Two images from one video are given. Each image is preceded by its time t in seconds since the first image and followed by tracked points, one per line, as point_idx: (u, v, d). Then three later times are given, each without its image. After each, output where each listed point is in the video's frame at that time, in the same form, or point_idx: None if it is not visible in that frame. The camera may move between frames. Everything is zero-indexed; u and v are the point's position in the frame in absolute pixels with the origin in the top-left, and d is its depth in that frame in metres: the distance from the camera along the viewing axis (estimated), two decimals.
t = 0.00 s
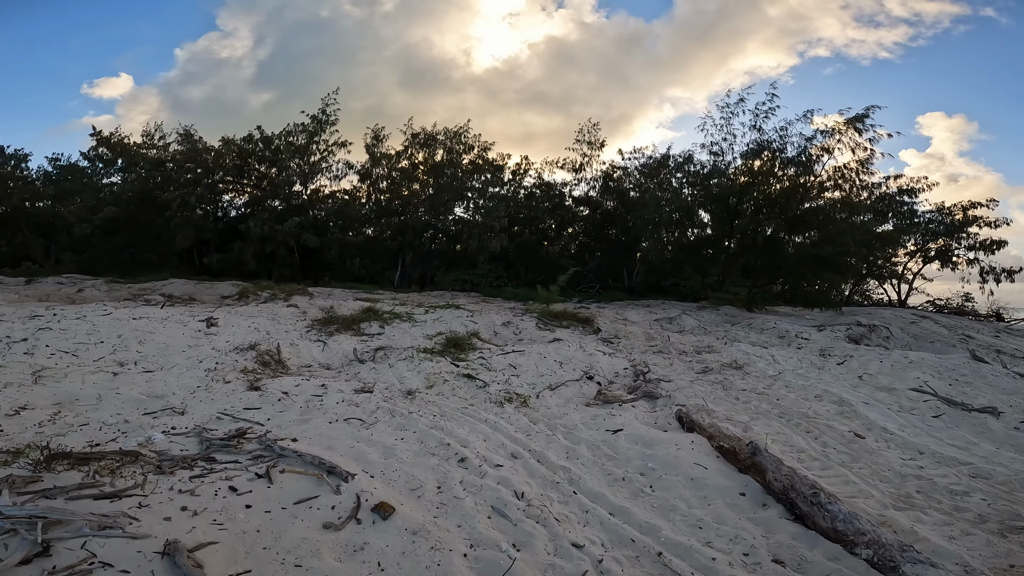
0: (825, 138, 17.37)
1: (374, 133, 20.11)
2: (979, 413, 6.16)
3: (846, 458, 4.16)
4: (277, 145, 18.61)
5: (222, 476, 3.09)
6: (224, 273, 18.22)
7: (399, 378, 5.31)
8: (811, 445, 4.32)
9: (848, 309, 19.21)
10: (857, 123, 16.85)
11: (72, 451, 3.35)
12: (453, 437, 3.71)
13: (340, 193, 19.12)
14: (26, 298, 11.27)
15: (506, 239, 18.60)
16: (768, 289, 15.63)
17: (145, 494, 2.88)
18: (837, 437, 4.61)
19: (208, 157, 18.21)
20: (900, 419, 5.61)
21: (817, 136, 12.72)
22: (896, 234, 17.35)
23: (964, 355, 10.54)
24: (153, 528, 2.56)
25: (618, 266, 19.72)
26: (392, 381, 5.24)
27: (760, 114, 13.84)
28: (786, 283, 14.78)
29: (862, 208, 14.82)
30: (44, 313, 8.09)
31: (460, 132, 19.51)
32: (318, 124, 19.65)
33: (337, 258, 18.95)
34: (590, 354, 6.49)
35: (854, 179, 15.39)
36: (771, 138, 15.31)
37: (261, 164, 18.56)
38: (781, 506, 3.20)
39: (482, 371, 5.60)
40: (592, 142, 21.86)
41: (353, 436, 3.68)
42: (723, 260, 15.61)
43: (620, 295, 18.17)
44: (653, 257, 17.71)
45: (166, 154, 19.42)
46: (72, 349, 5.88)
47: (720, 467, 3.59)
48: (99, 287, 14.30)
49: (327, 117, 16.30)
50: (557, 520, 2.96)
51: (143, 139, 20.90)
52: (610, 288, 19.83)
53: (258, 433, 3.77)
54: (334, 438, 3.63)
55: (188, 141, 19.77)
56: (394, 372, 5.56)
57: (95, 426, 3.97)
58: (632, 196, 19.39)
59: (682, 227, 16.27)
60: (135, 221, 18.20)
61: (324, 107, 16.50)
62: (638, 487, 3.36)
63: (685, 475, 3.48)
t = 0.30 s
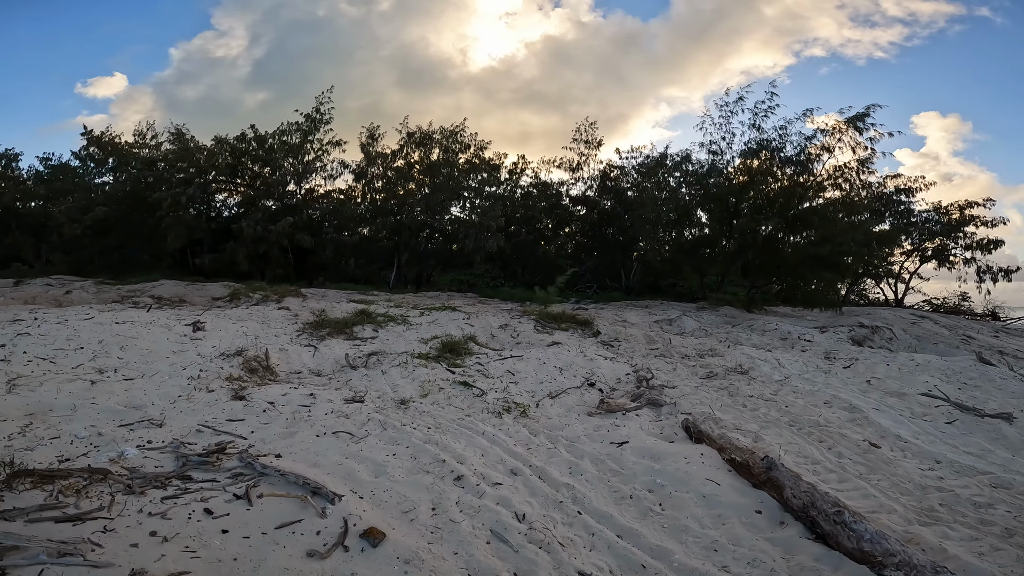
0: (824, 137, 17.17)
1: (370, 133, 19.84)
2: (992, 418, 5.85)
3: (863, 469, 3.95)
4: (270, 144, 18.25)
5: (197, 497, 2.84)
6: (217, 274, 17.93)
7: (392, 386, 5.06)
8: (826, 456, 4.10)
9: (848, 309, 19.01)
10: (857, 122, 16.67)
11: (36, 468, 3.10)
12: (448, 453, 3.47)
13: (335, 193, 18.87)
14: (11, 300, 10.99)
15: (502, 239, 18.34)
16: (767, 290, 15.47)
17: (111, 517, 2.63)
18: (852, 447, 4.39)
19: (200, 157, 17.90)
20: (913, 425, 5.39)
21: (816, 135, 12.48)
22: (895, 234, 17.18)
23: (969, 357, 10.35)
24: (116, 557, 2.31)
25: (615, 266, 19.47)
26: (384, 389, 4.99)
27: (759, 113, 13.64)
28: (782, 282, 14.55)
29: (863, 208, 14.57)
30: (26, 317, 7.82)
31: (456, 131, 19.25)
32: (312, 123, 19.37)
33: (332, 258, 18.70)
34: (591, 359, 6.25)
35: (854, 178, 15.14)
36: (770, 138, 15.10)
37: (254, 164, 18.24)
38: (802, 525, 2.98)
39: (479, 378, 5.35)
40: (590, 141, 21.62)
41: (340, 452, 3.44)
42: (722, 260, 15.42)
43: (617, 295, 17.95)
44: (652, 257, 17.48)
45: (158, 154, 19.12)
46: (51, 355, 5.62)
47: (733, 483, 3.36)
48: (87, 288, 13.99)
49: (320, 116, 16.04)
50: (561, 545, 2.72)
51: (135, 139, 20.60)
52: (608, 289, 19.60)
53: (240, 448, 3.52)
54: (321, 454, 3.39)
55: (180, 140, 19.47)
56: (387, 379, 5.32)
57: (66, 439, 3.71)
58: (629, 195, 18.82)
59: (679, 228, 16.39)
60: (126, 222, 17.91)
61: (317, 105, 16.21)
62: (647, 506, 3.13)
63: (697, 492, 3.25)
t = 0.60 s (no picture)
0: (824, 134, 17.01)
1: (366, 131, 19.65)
2: (1001, 419, 5.64)
3: (875, 474, 3.79)
4: (265, 143, 18.04)
5: (173, 507, 2.67)
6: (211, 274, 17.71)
7: (386, 388, 4.89)
8: (837, 460, 3.93)
9: (848, 307, 18.88)
10: (856, 119, 16.54)
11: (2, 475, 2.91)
12: (441, 461, 3.30)
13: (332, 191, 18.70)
14: None
15: (500, 237, 18.16)
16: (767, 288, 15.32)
17: (77, 528, 2.46)
18: (862, 450, 4.22)
19: (194, 155, 17.67)
20: (923, 426, 5.23)
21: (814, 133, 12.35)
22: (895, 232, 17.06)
23: (973, 355, 10.20)
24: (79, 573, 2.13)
25: (613, 264, 19.28)
26: (377, 391, 4.82)
27: (759, 110, 13.48)
28: (781, 279, 14.37)
29: (862, 205, 14.47)
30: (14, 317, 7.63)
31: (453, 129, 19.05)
32: (308, 121, 19.16)
33: (328, 257, 18.51)
34: (591, 359, 6.08)
35: (854, 175, 14.98)
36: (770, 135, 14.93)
37: (249, 163, 18.01)
38: (816, 534, 2.81)
39: (475, 379, 5.18)
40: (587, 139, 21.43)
41: (326, 459, 3.26)
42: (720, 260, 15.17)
43: (615, 293, 17.78)
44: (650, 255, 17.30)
45: (152, 153, 18.90)
46: (34, 357, 5.43)
47: (742, 490, 3.19)
48: (79, 288, 13.79)
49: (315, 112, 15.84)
50: (561, 559, 2.55)
51: (129, 138, 20.38)
52: (606, 287, 19.43)
53: (221, 454, 3.35)
54: (306, 460, 3.22)
55: (174, 139, 19.24)
56: (381, 381, 5.14)
57: (40, 444, 3.53)
58: (626, 193, 18.74)
59: (677, 225, 16.25)
60: (119, 221, 17.68)
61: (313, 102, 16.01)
62: (651, 515, 2.96)
63: (704, 501, 3.08)
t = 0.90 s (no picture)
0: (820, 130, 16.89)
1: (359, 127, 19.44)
2: (1005, 417, 5.47)
3: (878, 477, 3.63)
4: (257, 139, 17.83)
5: (132, 516, 2.50)
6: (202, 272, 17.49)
7: (371, 389, 4.72)
8: (838, 462, 3.78)
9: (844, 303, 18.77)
10: (853, 114, 16.41)
11: None
12: (422, 467, 3.13)
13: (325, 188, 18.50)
14: None
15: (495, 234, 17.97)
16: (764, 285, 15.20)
17: (27, 537, 2.29)
18: (865, 452, 4.07)
19: (184, 152, 17.43)
20: (925, 425, 5.08)
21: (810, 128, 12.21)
22: (891, 227, 16.97)
23: (973, 351, 10.06)
24: None
25: (609, 261, 19.11)
26: (361, 392, 4.64)
27: (755, 105, 13.34)
28: (776, 274, 14.21)
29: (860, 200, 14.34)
30: None
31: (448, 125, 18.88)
32: (300, 117, 18.95)
33: (321, 254, 18.30)
34: (584, 357, 5.91)
35: (851, 170, 14.85)
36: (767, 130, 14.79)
37: (241, 160, 17.76)
38: (818, 544, 2.66)
39: (464, 379, 5.00)
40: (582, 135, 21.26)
41: (300, 465, 3.10)
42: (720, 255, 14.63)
43: (611, 290, 17.61)
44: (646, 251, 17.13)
45: (142, 150, 18.64)
46: (7, 358, 5.24)
47: (741, 497, 3.03)
48: (66, 287, 13.55)
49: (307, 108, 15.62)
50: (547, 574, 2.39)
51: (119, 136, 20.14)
52: (602, 283, 19.27)
53: (190, 459, 3.18)
54: (279, 466, 3.05)
55: (164, 136, 19.00)
56: (366, 381, 4.97)
57: (2, 449, 3.35)
58: (623, 187, 18.38)
59: (673, 221, 16.12)
60: (109, 219, 17.42)
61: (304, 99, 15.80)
62: (644, 525, 2.80)
63: (700, 509, 2.92)
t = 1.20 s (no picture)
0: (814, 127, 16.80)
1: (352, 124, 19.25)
2: (1002, 420, 5.36)
3: (875, 485, 3.52)
4: (248, 136, 17.62)
5: (89, 527, 2.35)
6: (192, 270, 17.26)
7: (354, 392, 4.58)
8: (833, 469, 3.66)
9: (839, 301, 18.71)
10: (848, 112, 16.31)
11: None
12: (400, 476, 2.99)
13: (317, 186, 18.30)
14: None
15: (488, 232, 17.81)
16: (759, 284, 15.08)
17: None
18: (861, 458, 3.95)
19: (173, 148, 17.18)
20: (922, 429, 4.97)
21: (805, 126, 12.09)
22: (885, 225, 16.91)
23: (969, 351, 9.98)
24: None
25: (603, 258, 18.97)
26: (344, 395, 4.50)
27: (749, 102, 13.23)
28: (771, 272, 14.11)
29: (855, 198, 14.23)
30: None
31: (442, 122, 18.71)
32: (291, 114, 18.73)
33: (313, 251, 18.10)
34: (575, 358, 5.77)
35: (846, 167, 14.75)
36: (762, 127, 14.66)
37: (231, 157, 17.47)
38: (812, 559, 2.54)
39: (451, 382, 4.86)
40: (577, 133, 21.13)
41: (272, 473, 2.95)
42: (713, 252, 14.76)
43: (605, 287, 17.47)
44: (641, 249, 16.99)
45: (131, 147, 18.38)
46: None
47: (732, 508, 2.90)
48: (52, 286, 13.33)
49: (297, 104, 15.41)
50: None
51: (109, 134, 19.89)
52: (596, 281, 19.15)
53: (156, 467, 3.03)
54: (249, 474, 2.91)
55: (154, 133, 18.75)
56: (349, 384, 4.82)
57: None
58: (617, 185, 18.37)
59: (668, 218, 15.94)
60: (97, 217, 17.17)
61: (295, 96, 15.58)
62: (631, 539, 2.67)
63: (690, 521, 2.79)
